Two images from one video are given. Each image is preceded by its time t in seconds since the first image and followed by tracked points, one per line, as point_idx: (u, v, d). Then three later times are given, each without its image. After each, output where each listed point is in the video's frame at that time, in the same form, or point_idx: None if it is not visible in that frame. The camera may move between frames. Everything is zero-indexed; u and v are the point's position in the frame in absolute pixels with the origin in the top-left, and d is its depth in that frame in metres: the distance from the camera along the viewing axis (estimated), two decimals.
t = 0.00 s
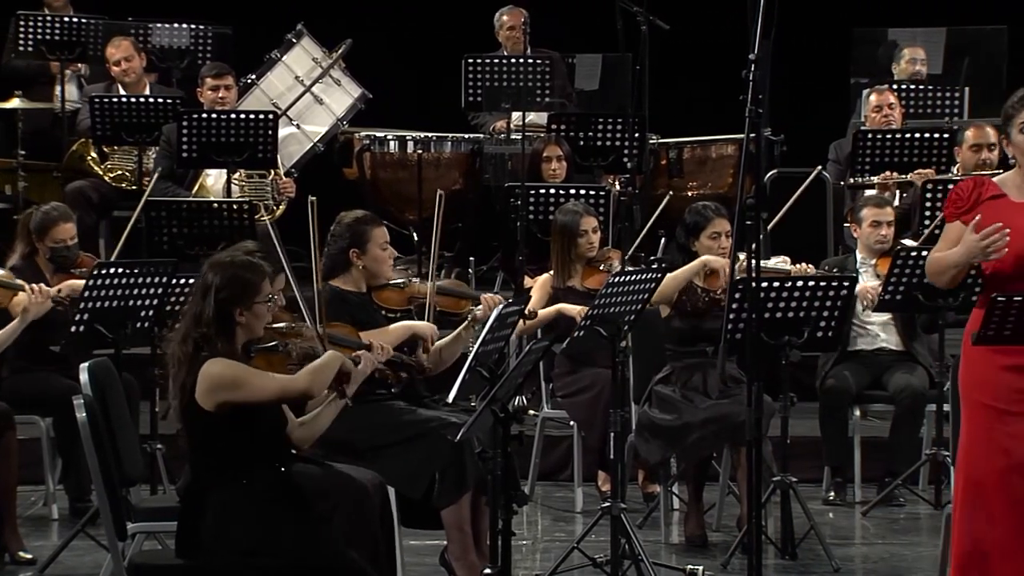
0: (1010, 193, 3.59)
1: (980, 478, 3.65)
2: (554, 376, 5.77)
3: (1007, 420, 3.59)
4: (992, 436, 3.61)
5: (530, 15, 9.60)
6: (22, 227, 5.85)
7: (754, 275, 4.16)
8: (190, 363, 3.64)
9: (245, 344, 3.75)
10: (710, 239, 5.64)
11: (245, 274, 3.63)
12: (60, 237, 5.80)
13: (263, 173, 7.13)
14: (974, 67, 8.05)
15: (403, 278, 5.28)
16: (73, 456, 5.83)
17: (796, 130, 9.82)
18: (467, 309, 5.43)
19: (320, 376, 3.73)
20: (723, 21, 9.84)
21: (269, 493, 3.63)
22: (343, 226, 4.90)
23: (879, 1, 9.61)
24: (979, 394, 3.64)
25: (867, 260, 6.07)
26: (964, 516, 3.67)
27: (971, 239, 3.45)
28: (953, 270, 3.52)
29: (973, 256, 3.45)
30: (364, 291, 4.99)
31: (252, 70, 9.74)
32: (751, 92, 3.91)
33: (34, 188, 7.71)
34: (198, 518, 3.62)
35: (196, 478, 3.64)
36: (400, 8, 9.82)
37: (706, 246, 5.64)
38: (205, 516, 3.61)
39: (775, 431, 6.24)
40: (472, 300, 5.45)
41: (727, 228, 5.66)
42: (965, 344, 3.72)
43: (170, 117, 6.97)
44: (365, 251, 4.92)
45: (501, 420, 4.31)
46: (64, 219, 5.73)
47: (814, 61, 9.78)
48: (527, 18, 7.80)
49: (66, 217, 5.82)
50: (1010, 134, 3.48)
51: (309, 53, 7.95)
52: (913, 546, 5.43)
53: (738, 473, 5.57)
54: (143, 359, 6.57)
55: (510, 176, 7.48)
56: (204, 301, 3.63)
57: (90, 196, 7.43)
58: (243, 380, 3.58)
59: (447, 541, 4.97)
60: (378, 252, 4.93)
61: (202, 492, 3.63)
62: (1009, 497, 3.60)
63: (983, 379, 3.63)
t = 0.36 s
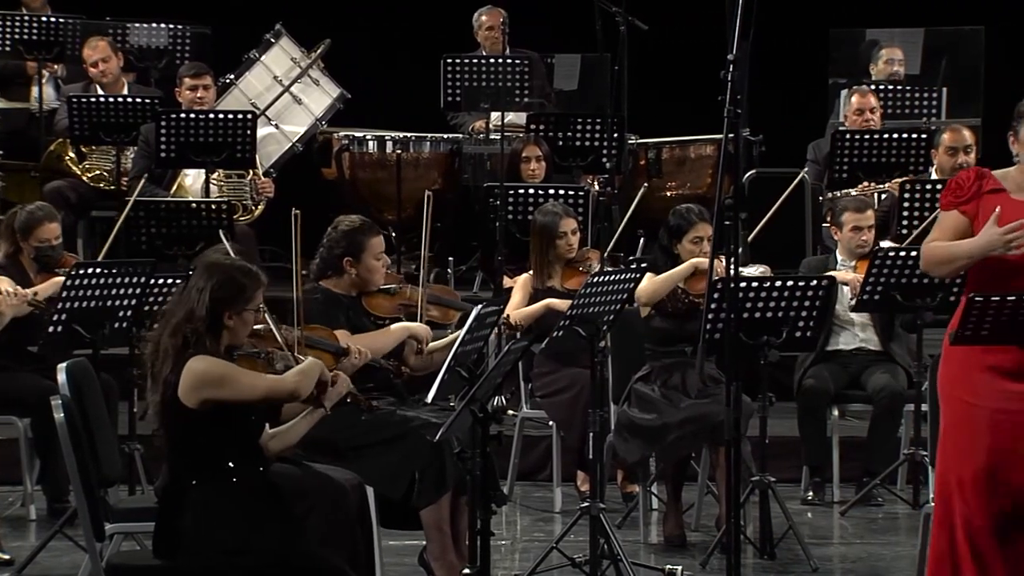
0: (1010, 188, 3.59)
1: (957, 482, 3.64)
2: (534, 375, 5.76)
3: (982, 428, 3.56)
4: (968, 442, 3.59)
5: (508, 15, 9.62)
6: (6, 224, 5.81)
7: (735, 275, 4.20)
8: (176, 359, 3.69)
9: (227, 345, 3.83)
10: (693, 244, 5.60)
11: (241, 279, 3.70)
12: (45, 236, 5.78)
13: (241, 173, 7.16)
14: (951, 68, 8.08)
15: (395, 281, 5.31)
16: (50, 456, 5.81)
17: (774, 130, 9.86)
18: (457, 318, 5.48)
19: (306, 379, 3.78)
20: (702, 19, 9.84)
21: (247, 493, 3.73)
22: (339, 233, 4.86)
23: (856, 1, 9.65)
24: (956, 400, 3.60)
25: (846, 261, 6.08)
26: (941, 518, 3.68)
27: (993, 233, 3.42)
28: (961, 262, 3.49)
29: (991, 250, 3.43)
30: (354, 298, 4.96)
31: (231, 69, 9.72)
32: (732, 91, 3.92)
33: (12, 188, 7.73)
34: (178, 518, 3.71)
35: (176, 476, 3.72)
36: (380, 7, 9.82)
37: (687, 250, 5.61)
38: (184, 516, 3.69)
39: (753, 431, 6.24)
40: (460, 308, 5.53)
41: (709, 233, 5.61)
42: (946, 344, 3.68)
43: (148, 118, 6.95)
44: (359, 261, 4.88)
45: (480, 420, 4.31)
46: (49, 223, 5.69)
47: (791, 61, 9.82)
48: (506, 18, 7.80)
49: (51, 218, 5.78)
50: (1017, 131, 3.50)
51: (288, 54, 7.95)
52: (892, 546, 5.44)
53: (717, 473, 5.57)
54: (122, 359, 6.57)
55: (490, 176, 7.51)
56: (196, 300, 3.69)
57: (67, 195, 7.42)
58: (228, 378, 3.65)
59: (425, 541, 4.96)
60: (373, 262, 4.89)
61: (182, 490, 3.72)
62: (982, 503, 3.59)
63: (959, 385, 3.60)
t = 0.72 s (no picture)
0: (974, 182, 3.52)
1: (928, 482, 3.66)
2: (517, 375, 5.77)
3: (952, 426, 3.57)
4: (939, 443, 3.60)
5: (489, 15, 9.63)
6: None
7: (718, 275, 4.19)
8: (156, 360, 3.68)
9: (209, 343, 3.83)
10: (675, 241, 5.60)
11: (219, 276, 3.70)
12: (22, 234, 5.79)
13: (223, 173, 7.15)
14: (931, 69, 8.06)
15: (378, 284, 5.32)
16: (31, 457, 5.80)
17: (755, 130, 9.89)
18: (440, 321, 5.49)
19: (287, 374, 3.77)
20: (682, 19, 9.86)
21: (229, 492, 3.73)
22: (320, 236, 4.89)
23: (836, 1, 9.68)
24: (926, 400, 3.61)
25: (828, 262, 6.09)
26: (910, 518, 3.69)
27: (962, 195, 3.30)
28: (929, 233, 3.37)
29: (963, 212, 3.29)
30: (336, 299, 4.98)
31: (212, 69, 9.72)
32: (714, 91, 3.93)
33: None
34: (161, 518, 3.70)
35: (157, 477, 3.71)
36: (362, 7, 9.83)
37: (669, 248, 5.60)
38: (168, 516, 3.69)
39: (735, 431, 6.25)
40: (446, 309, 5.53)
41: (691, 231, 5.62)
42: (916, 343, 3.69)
43: (129, 117, 6.95)
44: (341, 263, 4.91)
45: (461, 420, 4.32)
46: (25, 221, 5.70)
47: (772, 61, 9.84)
48: (487, 18, 7.80)
49: (28, 215, 5.78)
50: (983, 125, 3.50)
51: (269, 53, 7.94)
52: (873, 546, 5.45)
53: (699, 473, 5.57)
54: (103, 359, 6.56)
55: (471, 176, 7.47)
56: (175, 299, 3.68)
57: (48, 195, 7.41)
58: (211, 376, 3.63)
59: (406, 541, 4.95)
60: (354, 265, 4.92)
61: (163, 490, 3.71)
62: (953, 502, 3.60)
63: (930, 384, 3.61)
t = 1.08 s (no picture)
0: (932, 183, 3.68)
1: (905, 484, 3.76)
2: (500, 376, 5.76)
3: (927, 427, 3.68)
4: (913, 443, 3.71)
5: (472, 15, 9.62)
6: None
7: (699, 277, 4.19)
8: (136, 362, 3.68)
9: (190, 344, 3.82)
10: (658, 238, 5.65)
11: (198, 277, 3.70)
12: None
13: (206, 172, 7.15)
14: (915, 70, 8.13)
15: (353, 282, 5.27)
16: (14, 457, 5.80)
17: (739, 131, 9.90)
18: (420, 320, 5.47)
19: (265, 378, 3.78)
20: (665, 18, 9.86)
21: (212, 494, 3.73)
22: (292, 237, 4.85)
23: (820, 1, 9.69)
24: (901, 402, 3.72)
25: (811, 261, 6.09)
26: (890, 522, 3.77)
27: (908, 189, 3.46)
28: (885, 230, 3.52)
29: (912, 205, 3.44)
30: (312, 300, 4.96)
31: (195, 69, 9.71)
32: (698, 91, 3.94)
33: None
34: (143, 520, 3.70)
35: (139, 480, 3.71)
36: (347, 7, 9.82)
37: (653, 246, 5.65)
38: (150, 516, 3.69)
39: (718, 431, 6.25)
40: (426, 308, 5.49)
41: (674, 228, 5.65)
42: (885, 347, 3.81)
43: (112, 118, 6.94)
44: (313, 265, 4.88)
45: (445, 420, 4.32)
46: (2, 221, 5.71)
47: (756, 61, 9.84)
48: (471, 18, 7.80)
49: (5, 215, 5.79)
50: (935, 128, 3.65)
51: (253, 54, 7.91)
52: (856, 546, 5.45)
53: (682, 473, 5.58)
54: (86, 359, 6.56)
55: (455, 176, 7.56)
56: (154, 301, 3.68)
57: (30, 195, 7.39)
58: (188, 381, 3.63)
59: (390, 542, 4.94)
60: (328, 266, 4.88)
61: (145, 492, 3.71)
62: (932, 503, 3.70)
63: (904, 387, 3.72)
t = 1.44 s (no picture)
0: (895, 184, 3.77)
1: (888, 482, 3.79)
2: (483, 376, 5.77)
3: (905, 425, 3.73)
4: (890, 439, 3.76)
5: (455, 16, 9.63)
6: None
7: (680, 277, 4.18)
8: (115, 363, 3.69)
9: (168, 344, 3.83)
10: (640, 239, 5.62)
11: (176, 277, 3.71)
12: None
13: (189, 172, 7.14)
14: (896, 71, 8.15)
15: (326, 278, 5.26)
16: None
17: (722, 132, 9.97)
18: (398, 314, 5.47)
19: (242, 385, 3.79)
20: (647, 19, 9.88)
21: (194, 495, 3.72)
22: (261, 235, 4.90)
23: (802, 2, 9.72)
24: (878, 401, 3.78)
25: (793, 261, 6.10)
26: (871, 520, 3.81)
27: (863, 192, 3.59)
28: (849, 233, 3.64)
29: (868, 208, 3.58)
30: (284, 296, 5.00)
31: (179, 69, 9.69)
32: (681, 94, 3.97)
33: None
34: (124, 519, 3.68)
35: (123, 476, 3.70)
36: (330, 7, 9.83)
37: (635, 246, 5.62)
38: (131, 516, 3.68)
39: (701, 431, 6.26)
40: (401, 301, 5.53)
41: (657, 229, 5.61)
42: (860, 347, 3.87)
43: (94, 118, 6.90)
44: (283, 261, 4.91)
45: (428, 420, 4.32)
46: None
47: (738, 61, 9.86)
48: (454, 18, 7.81)
49: None
50: (898, 130, 3.74)
51: (234, 53, 7.94)
52: (838, 545, 5.46)
53: (664, 473, 5.58)
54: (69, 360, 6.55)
55: (438, 176, 7.57)
56: (132, 301, 3.68)
57: (13, 195, 7.38)
58: (162, 384, 3.64)
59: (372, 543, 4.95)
60: (297, 261, 4.92)
61: (127, 491, 3.70)
62: (911, 500, 3.74)
63: (881, 386, 3.78)
